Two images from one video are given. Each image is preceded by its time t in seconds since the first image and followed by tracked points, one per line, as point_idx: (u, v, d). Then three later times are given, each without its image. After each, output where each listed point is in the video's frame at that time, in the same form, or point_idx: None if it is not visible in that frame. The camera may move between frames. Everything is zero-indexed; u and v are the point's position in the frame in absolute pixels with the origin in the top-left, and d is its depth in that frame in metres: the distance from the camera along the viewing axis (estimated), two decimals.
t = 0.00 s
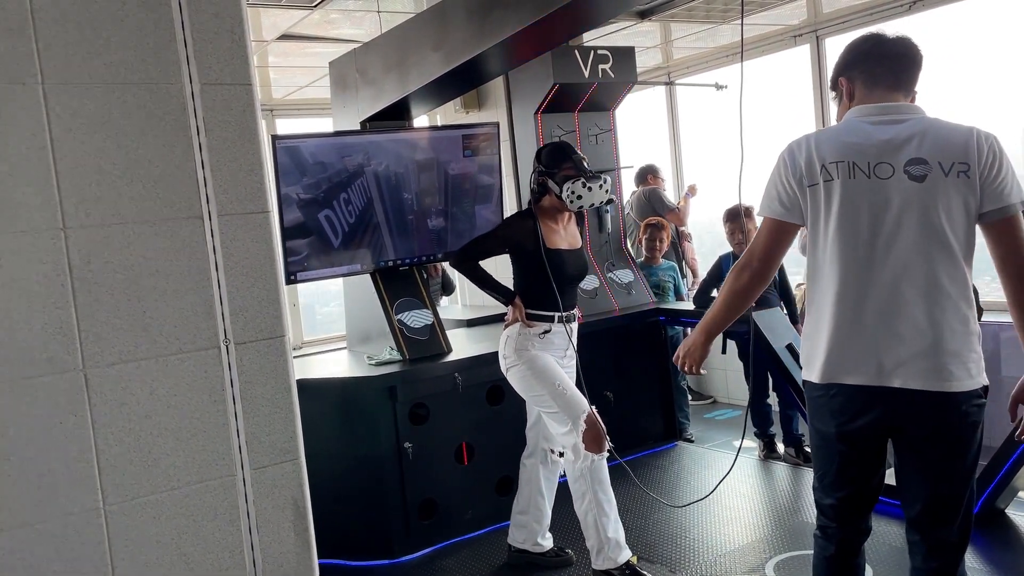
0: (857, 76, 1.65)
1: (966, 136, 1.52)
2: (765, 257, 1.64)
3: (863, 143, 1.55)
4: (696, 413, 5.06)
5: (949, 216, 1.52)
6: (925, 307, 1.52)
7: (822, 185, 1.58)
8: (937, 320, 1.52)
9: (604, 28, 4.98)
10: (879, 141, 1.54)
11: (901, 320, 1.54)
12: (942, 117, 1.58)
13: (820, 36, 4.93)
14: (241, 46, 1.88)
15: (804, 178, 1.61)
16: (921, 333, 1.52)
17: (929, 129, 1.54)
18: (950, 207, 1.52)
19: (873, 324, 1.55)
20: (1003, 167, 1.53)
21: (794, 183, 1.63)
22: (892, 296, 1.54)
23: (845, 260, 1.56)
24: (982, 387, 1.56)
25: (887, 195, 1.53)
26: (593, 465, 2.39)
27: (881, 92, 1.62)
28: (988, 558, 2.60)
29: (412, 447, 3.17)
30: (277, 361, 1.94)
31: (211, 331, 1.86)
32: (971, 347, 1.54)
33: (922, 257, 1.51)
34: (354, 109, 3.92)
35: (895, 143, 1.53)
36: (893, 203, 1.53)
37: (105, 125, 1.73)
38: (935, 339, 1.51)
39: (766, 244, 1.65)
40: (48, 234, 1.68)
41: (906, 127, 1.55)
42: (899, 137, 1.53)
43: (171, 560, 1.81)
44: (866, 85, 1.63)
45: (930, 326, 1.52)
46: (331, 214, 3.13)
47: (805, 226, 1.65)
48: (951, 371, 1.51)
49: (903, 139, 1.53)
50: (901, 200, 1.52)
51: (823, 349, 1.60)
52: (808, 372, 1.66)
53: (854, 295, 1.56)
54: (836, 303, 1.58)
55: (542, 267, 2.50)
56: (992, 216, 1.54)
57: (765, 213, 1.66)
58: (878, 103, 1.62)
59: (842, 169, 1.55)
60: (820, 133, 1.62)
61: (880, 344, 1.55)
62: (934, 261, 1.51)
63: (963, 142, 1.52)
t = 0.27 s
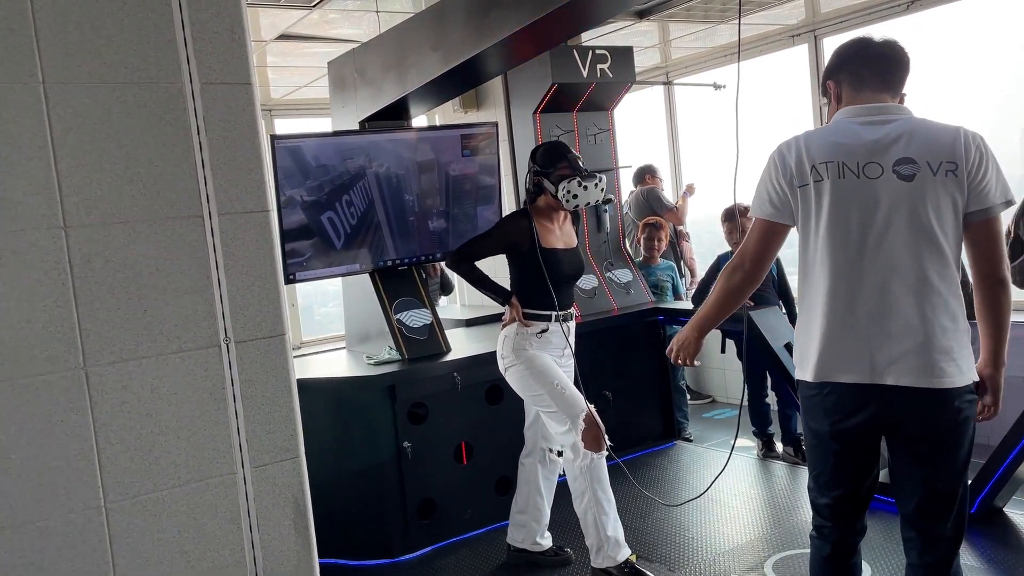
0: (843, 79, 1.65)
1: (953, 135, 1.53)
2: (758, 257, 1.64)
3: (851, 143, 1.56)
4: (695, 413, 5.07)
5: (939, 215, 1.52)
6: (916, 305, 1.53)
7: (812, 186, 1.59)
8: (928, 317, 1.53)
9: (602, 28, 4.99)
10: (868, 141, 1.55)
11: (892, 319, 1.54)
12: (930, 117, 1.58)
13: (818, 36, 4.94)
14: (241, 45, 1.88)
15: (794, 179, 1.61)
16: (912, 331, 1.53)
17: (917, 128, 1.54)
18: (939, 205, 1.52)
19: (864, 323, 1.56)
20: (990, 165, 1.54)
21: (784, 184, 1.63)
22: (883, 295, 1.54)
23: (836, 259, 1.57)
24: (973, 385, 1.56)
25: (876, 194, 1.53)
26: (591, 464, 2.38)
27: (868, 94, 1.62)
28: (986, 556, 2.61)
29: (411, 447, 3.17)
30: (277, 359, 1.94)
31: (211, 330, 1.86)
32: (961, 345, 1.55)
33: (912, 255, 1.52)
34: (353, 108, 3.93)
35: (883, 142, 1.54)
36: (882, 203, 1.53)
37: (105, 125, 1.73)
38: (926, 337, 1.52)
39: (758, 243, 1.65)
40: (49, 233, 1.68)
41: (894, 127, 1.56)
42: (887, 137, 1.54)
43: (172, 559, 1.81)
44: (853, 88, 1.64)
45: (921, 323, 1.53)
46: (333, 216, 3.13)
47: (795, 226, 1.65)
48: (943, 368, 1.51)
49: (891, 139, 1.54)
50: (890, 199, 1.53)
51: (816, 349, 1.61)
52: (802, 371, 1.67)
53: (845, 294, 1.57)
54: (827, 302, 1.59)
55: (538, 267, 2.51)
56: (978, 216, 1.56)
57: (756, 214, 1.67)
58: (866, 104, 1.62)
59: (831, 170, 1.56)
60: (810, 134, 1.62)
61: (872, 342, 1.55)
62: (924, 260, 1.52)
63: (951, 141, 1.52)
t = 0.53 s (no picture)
0: (841, 80, 1.66)
1: (947, 136, 1.54)
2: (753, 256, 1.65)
3: (846, 143, 1.56)
4: (694, 412, 5.08)
5: (932, 216, 1.53)
6: (909, 305, 1.54)
7: (807, 186, 1.59)
8: (921, 317, 1.54)
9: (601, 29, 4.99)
10: (863, 142, 1.55)
11: (886, 318, 1.55)
12: (924, 118, 1.59)
13: (816, 36, 4.94)
14: (243, 46, 1.88)
15: (789, 179, 1.62)
16: (905, 330, 1.54)
17: (912, 129, 1.55)
18: (933, 206, 1.53)
19: (858, 323, 1.57)
20: (984, 166, 1.55)
21: (779, 183, 1.64)
22: (877, 295, 1.55)
23: (830, 259, 1.58)
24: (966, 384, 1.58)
25: (870, 195, 1.54)
26: (598, 466, 2.40)
27: (865, 95, 1.63)
28: (984, 555, 2.62)
29: (411, 446, 3.18)
30: (279, 359, 1.95)
31: (213, 330, 1.86)
32: (954, 344, 1.56)
33: (905, 256, 1.53)
34: (352, 108, 3.93)
35: (878, 143, 1.54)
36: (876, 203, 1.54)
37: (108, 125, 1.74)
38: (919, 337, 1.53)
39: (753, 242, 1.66)
40: (52, 234, 1.68)
41: (889, 128, 1.56)
42: (881, 138, 1.55)
43: (175, 558, 1.82)
44: (850, 89, 1.65)
45: (915, 323, 1.54)
46: (331, 217, 3.14)
47: (790, 225, 1.66)
48: (936, 368, 1.52)
49: (886, 140, 1.54)
50: (884, 200, 1.54)
51: (810, 348, 1.62)
52: (797, 370, 1.68)
53: (839, 294, 1.58)
54: (821, 301, 1.59)
55: (542, 268, 2.51)
56: (973, 218, 1.56)
57: (751, 213, 1.68)
58: (863, 105, 1.63)
59: (826, 170, 1.57)
60: (805, 134, 1.63)
61: (865, 342, 1.56)
62: (917, 260, 1.53)
63: (945, 142, 1.53)
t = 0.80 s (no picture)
0: (842, 82, 1.67)
1: (946, 138, 1.55)
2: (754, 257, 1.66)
3: (846, 145, 1.57)
4: (692, 412, 5.09)
5: (931, 217, 1.54)
6: (908, 306, 1.55)
7: (806, 187, 1.60)
8: (920, 318, 1.55)
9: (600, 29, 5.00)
10: (862, 143, 1.56)
11: (885, 319, 1.56)
12: (923, 120, 1.60)
13: (814, 36, 4.94)
14: (246, 47, 1.89)
15: (789, 180, 1.63)
16: (904, 331, 1.55)
17: (911, 131, 1.56)
18: (932, 208, 1.54)
19: (856, 323, 1.58)
20: (983, 169, 1.56)
21: (779, 184, 1.65)
22: (876, 295, 1.56)
23: (829, 260, 1.59)
24: (966, 384, 1.59)
25: (869, 196, 1.55)
26: (611, 471, 2.39)
27: (865, 96, 1.64)
28: (982, 555, 2.63)
29: (411, 446, 3.18)
30: (282, 359, 1.95)
31: (216, 330, 1.87)
32: (953, 346, 1.57)
33: (904, 257, 1.54)
34: (352, 108, 3.94)
35: (877, 144, 1.55)
36: (875, 205, 1.55)
37: (112, 126, 1.74)
38: (918, 337, 1.54)
39: (753, 243, 1.67)
40: (57, 233, 1.69)
41: (889, 129, 1.57)
42: (881, 139, 1.55)
43: (179, 557, 1.82)
44: (850, 90, 1.65)
45: (914, 324, 1.55)
46: (327, 220, 3.15)
47: (789, 227, 1.67)
48: (934, 368, 1.53)
49: (885, 141, 1.55)
50: (883, 201, 1.54)
51: (810, 348, 1.63)
52: (797, 371, 1.69)
53: (838, 294, 1.59)
54: (821, 302, 1.60)
55: (554, 266, 2.53)
56: (972, 218, 1.57)
57: (752, 214, 1.69)
58: (863, 107, 1.64)
59: (825, 171, 1.57)
60: (804, 136, 1.64)
61: (864, 342, 1.57)
62: (917, 261, 1.54)
63: (943, 144, 1.54)
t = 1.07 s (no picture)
0: (845, 80, 1.67)
1: (949, 139, 1.55)
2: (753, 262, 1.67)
3: (849, 145, 1.58)
4: (691, 411, 5.10)
5: (933, 218, 1.55)
6: (910, 307, 1.56)
7: (809, 188, 1.61)
8: (922, 318, 1.55)
9: (599, 28, 5.00)
10: (865, 144, 1.57)
11: (888, 319, 1.57)
12: (925, 120, 1.61)
13: (813, 36, 4.96)
14: (248, 46, 1.89)
15: (791, 180, 1.63)
16: (906, 331, 1.56)
17: (914, 132, 1.56)
18: (934, 208, 1.55)
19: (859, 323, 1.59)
20: (985, 170, 1.56)
21: (781, 184, 1.65)
22: (878, 296, 1.57)
23: (832, 261, 1.59)
24: (967, 384, 1.59)
25: (872, 196, 1.56)
26: (614, 478, 2.40)
27: (868, 95, 1.64)
28: (980, 554, 2.64)
29: (411, 445, 3.18)
30: (283, 358, 1.95)
31: (218, 329, 1.87)
32: (955, 346, 1.58)
33: (907, 258, 1.55)
34: (351, 107, 3.94)
35: (880, 145, 1.56)
36: (878, 205, 1.56)
37: (115, 125, 1.74)
38: (921, 338, 1.55)
39: (753, 246, 1.68)
40: (60, 233, 1.69)
41: (892, 130, 1.58)
42: (884, 140, 1.56)
43: (181, 556, 1.83)
44: (854, 89, 1.66)
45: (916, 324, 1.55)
46: (328, 215, 3.15)
47: (791, 228, 1.68)
48: (937, 368, 1.54)
49: (888, 142, 1.56)
50: (886, 202, 1.55)
51: (812, 349, 1.63)
52: (798, 371, 1.69)
53: (841, 295, 1.59)
54: (823, 303, 1.61)
55: (563, 258, 2.52)
56: (975, 219, 1.58)
57: (754, 214, 1.69)
58: (866, 106, 1.64)
59: (828, 172, 1.58)
60: (807, 136, 1.64)
61: (866, 343, 1.58)
62: (919, 262, 1.55)
63: (946, 145, 1.55)
